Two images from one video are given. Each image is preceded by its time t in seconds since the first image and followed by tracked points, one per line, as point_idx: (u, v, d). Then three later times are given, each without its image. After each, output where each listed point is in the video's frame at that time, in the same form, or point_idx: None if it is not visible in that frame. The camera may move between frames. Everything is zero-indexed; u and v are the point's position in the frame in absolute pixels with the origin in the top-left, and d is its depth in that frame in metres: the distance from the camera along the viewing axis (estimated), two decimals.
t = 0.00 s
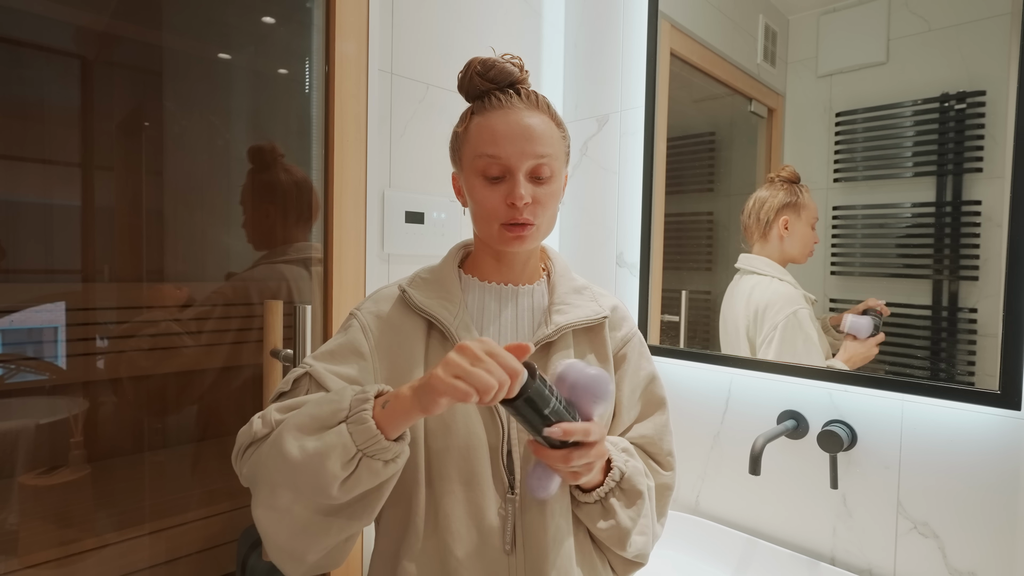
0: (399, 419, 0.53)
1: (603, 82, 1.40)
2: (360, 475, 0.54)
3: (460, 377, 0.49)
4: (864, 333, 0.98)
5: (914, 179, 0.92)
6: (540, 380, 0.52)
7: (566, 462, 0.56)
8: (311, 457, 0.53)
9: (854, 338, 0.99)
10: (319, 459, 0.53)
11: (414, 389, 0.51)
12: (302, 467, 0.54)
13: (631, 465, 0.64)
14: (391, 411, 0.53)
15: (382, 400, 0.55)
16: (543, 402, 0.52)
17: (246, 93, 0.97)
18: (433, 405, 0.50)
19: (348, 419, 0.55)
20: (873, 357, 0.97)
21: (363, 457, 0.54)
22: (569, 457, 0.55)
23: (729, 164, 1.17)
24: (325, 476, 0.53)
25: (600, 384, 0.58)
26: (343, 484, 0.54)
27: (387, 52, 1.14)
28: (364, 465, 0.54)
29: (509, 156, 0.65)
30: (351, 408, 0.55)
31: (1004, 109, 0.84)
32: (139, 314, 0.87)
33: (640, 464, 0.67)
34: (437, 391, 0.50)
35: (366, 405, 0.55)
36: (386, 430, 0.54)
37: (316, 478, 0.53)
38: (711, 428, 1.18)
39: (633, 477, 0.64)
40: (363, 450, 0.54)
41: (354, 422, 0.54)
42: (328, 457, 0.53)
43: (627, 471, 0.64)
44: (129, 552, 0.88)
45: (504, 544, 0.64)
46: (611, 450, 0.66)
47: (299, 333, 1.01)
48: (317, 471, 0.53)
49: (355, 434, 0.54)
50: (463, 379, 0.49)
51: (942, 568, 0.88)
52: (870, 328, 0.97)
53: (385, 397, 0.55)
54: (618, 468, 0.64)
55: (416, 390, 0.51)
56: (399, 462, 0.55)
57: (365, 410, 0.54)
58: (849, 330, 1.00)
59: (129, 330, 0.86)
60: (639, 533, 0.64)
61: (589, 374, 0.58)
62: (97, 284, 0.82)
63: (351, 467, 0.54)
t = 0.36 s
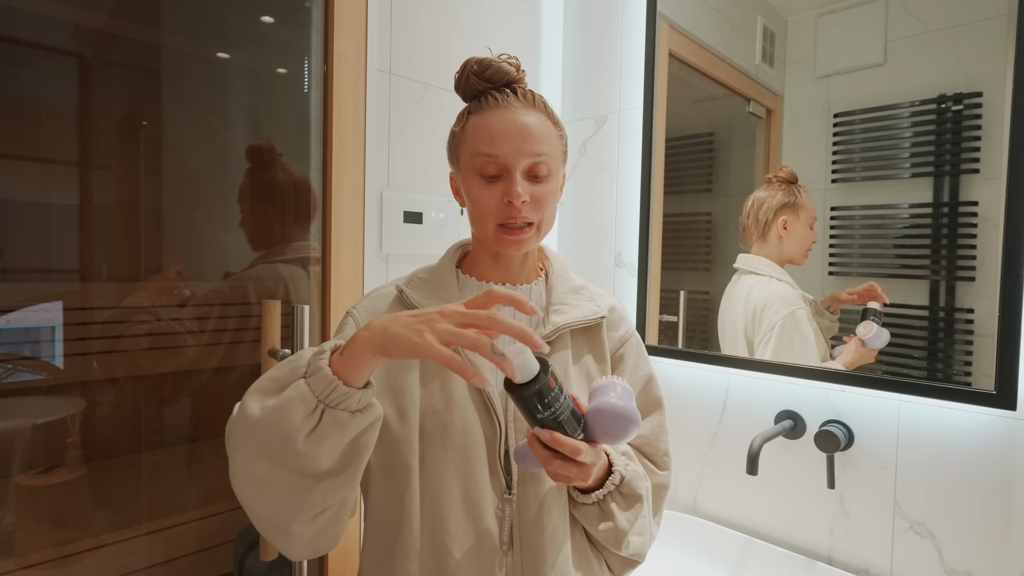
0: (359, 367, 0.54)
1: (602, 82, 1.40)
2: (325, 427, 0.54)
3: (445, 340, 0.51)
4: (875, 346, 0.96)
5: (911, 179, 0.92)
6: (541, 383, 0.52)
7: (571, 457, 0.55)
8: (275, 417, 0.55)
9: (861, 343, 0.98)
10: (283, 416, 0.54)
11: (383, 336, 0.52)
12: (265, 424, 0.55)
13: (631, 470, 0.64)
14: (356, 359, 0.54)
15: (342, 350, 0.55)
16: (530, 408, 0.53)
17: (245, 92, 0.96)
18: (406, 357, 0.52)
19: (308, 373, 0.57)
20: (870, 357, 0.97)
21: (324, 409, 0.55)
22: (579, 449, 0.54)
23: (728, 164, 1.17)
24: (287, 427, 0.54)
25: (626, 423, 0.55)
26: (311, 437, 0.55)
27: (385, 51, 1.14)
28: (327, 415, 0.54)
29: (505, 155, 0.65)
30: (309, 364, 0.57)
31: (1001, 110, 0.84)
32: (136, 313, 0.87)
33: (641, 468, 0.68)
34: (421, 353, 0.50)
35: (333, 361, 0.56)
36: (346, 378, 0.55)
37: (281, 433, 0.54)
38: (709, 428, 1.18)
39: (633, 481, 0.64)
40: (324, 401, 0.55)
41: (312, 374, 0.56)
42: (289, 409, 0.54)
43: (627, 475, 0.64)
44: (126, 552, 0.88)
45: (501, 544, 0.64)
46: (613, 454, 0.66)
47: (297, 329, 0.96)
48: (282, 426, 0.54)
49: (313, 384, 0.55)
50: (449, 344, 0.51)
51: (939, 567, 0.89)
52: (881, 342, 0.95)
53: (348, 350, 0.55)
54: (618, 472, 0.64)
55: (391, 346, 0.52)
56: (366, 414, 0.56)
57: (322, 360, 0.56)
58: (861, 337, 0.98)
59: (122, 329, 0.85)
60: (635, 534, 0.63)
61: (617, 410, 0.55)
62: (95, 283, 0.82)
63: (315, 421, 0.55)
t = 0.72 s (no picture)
0: (364, 365, 0.54)
1: (600, 83, 1.40)
2: (332, 425, 0.54)
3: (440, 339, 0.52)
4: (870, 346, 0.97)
5: (908, 180, 0.93)
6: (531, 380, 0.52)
7: (561, 458, 0.55)
8: (284, 413, 0.54)
9: (857, 343, 0.98)
10: (291, 412, 0.54)
11: (385, 333, 0.53)
12: (274, 419, 0.55)
13: (626, 471, 0.64)
14: (359, 358, 0.54)
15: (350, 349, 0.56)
16: (520, 409, 0.53)
17: (243, 93, 0.96)
18: (403, 353, 0.52)
19: (318, 370, 0.57)
20: (868, 357, 0.97)
21: (333, 407, 0.55)
22: (568, 450, 0.54)
23: (725, 165, 1.17)
24: (296, 423, 0.54)
25: (617, 427, 0.55)
26: (317, 435, 0.54)
27: (383, 52, 1.14)
28: (335, 413, 0.54)
29: (501, 158, 0.65)
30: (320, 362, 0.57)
31: (997, 110, 0.84)
32: (134, 313, 0.86)
33: (637, 468, 0.68)
34: (417, 349, 0.52)
35: (329, 356, 0.56)
36: (355, 376, 0.55)
37: (288, 429, 0.54)
38: (707, 428, 1.19)
39: (628, 483, 0.64)
40: (333, 399, 0.55)
41: (322, 371, 0.56)
42: (298, 405, 0.54)
43: (622, 477, 0.64)
44: (123, 553, 0.88)
45: (497, 544, 0.64)
46: (609, 455, 0.66)
47: (294, 330, 0.93)
48: (289, 422, 0.54)
49: (322, 381, 0.55)
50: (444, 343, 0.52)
51: (935, 567, 0.89)
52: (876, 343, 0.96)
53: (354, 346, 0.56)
54: (614, 473, 0.64)
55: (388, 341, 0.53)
56: (372, 415, 0.56)
57: (332, 357, 0.56)
58: (857, 337, 0.98)
59: (121, 329, 0.85)
60: (633, 535, 0.64)
61: (609, 414, 0.55)
62: (92, 283, 0.82)
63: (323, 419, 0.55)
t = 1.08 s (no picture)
0: (365, 360, 0.55)
1: (598, 83, 1.40)
2: (335, 422, 0.55)
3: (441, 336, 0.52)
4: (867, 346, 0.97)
5: (907, 181, 0.93)
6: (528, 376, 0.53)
7: (554, 457, 0.55)
8: (287, 410, 0.55)
9: (855, 344, 0.98)
10: (294, 408, 0.54)
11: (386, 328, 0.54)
12: (277, 415, 0.55)
13: (624, 471, 0.64)
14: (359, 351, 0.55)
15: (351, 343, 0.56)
16: (518, 405, 0.53)
17: (241, 93, 0.96)
18: (406, 349, 0.53)
19: (321, 367, 0.57)
20: (866, 358, 0.97)
21: (336, 404, 0.55)
22: (562, 448, 0.55)
23: (724, 165, 1.17)
24: (299, 419, 0.54)
25: (613, 427, 0.55)
26: (318, 432, 0.55)
27: (381, 52, 1.14)
28: (337, 411, 0.55)
29: (497, 163, 0.65)
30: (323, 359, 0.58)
31: (995, 111, 0.84)
32: (132, 314, 0.86)
33: (636, 469, 0.68)
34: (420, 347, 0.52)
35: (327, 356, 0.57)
36: (354, 370, 0.56)
37: (291, 425, 0.54)
38: (706, 428, 1.19)
39: (626, 483, 0.64)
40: (336, 395, 0.55)
41: (326, 368, 0.56)
42: (301, 401, 0.54)
43: (621, 477, 0.64)
44: (121, 554, 0.88)
45: (496, 545, 0.64)
46: (607, 456, 0.66)
47: (293, 330, 0.93)
48: (291, 419, 0.54)
49: (327, 378, 0.55)
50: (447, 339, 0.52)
51: (934, 568, 0.89)
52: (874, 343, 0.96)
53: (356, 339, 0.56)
54: (612, 473, 0.64)
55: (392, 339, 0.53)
56: (374, 415, 0.56)
57: (336, 354, 0.57)
58: (856, 338, 0.98)
59: (119, 330, 0.85)
60: (630, 536, 0.63)
61: (604, 415, 0.55)
62: (90, 284, 0.82)
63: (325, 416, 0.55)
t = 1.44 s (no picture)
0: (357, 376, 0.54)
1: (598, 83, 1.40)
2: (329, 438, 0.54)
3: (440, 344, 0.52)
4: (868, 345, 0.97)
5: (907, 180, 0.93)
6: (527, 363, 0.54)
7: (542, 448, 0.55)
8: (279, 433, 0.54)
9: (855, 343, 0.98)
10: (285, 435, 0.54)
11: (380, 344, 0.52)
12: (270, 442, 0.55)
13: (623, 472, 0.64)
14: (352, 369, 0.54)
15: (336, 360, 0.55)
16: (512, 389, 0.54)
17: (240, 94, 0.96)
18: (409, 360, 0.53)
19: (304, 389, 0.56)
20: (867, 357, 0.97)
21: (327, 421, 0.54)
22: (552, 441, 0.54)
23: (723, 165, 1.17)
24: (292, 443, 0.54)
25: (611, 431, 0.55)
26: (316, 450, 0.54)
27: (380, 52, 1.14)
28: (330, 427, 0.54)
29: (497, 162, 0.65)
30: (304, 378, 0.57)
31: (995, 110, 0.84)
32: (130, 317, 0.86)
33: (635, 469, 0.68)
34: (426, 357, 0.53)
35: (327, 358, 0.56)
36: (342, 388, 0.55)
37: (287, 448, 0.54)
38: (706, 428, 1.18)
39: (625, 484, 0.63)
40: (325, 413, 0.54)
41: (309, 388, 0.55)
42: (291, 426, 0.54)
43: (620, 477, 0.64)
44: (121, 555, 0.87)
45: (496, 546, 0.64)
46: (606, 457, 0.66)
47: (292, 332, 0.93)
48: (285, 442, 0.54)
49: (312, 399, 0.54)
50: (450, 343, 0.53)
51: (935, 567, 0.89)
52: (875, 343, 0.96)
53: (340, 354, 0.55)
54: (611, 474, 0.64)
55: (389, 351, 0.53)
56: (367, 421, 0.56)
57: (317, 372, 0.55)
58: (857, 338, 0.98)
59: (119, 332, 0.85)
60: (630, 536, 0.63)
61: (604, 417, 0.55)
62: (90, 285, 0.82)
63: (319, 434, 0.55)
